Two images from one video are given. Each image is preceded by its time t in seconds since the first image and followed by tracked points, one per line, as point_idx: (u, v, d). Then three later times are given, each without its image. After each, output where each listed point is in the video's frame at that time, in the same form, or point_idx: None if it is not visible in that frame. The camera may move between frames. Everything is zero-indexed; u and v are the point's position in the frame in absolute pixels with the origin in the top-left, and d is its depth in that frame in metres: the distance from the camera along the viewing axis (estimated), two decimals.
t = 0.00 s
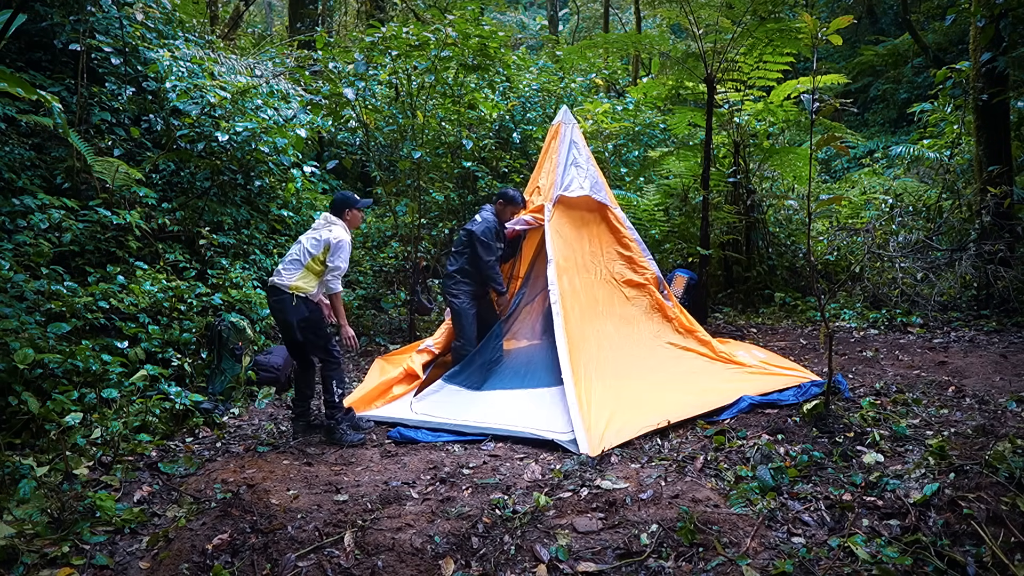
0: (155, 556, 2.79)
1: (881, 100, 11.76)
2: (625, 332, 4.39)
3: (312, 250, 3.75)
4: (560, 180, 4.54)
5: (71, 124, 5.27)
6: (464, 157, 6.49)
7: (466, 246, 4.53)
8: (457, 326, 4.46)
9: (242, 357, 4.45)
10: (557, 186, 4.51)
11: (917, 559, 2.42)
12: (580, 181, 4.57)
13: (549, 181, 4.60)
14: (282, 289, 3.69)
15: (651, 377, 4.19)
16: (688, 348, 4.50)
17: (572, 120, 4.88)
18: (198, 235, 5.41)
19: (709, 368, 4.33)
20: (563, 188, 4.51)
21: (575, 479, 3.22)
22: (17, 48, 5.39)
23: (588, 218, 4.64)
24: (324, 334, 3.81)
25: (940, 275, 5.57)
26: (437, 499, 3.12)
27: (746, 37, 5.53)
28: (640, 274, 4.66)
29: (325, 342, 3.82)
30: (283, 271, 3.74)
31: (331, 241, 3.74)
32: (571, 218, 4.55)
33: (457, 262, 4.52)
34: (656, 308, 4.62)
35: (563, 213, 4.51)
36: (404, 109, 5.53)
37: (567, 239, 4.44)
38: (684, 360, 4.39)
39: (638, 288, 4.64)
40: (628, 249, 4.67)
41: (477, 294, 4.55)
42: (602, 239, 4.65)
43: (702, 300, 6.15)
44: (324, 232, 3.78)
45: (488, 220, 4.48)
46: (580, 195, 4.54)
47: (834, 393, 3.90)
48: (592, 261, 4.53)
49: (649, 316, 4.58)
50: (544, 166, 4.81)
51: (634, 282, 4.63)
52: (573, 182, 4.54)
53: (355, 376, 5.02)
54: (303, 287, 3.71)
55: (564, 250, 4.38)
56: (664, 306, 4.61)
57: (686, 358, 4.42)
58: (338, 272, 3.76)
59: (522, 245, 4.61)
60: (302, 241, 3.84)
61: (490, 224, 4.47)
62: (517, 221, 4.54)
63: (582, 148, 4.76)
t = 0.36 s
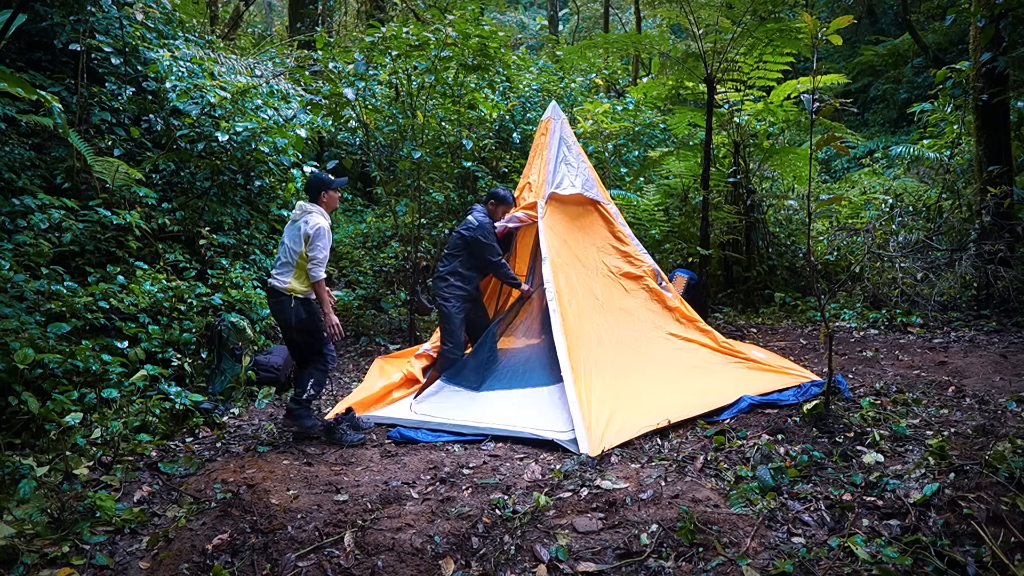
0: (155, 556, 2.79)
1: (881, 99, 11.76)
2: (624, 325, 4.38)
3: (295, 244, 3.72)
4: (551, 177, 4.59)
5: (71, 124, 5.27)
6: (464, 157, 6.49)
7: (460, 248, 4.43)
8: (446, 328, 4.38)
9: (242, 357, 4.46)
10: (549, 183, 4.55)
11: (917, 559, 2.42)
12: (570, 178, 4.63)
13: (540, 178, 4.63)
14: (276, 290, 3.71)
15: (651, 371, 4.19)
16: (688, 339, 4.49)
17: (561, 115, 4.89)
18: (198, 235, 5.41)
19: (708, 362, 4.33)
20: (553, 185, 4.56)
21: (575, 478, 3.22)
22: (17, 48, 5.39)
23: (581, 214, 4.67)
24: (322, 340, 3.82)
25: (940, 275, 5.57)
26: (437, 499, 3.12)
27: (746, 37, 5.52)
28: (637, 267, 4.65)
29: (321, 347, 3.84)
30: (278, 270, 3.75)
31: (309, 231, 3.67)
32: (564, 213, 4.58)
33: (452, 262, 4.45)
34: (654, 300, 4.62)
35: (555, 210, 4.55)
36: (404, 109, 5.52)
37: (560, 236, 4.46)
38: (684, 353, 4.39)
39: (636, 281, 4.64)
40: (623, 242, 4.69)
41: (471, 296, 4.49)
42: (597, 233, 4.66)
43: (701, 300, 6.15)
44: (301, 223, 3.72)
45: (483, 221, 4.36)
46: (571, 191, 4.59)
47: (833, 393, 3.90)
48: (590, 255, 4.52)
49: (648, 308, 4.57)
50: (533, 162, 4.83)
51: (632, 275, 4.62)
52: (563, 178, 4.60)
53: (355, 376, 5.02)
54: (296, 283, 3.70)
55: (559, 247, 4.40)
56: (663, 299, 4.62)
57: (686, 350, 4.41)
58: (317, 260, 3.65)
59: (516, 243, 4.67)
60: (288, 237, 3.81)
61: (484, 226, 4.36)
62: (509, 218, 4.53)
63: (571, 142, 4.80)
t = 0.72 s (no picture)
0: (155, 556, 2.79)
1: (881, 100, 11.77)
2: (623, 320, 4.36)
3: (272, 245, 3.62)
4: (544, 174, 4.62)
5: (71, 124, 5.27)
6: (464, 157, 6.49)
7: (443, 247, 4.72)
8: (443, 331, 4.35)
9: (242, 357, 4.44)
10: (542, 179, 4.57)
11: (917, 559, 2.42)
12: (562, 175, 4.69)
13: (532, 174, 4.64)
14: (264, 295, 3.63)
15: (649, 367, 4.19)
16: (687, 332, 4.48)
17: (551, 112, 4.92)
18: (198, 235, 5.41)
19: (706, 358, 4.32)
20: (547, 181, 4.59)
21: (575, 478, 3.22)
22: (17, 48, 5.39)
23: (575, 210, 4.69)
24: (293, 349, 3.67)
25: (940, 275, 5.56)
26: (437, 499, 3.12)
27: (746, 37, 5.52)
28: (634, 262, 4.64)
29: (287, 360, 3.69)
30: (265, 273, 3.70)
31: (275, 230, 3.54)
32: (558, 210, 4.59)
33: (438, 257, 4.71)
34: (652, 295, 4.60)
35: (549, 206, 4.55)
36: (404, 109, 5.52)
37: (557, 232, 4.45)
38: (682, 346, 4.38)
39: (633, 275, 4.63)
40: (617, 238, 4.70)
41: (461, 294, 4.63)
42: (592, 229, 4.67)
43: (701, 300, 6.14)
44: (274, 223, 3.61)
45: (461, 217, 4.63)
46: (564, 188, 4.65)
47: (834, 393, 3.90)
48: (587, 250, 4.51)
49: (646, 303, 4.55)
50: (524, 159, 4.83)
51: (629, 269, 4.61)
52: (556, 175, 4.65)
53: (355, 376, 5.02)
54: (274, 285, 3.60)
55: (555, 242, 4.39)
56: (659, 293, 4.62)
57: (684, 343, 4.41)
58: (295, 257, 3.51)
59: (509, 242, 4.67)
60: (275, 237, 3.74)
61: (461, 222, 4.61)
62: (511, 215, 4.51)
63: (560, 140, 4.87)
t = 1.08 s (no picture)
0: (155, 556, 2.79)
1: (881, 100, 11.77)
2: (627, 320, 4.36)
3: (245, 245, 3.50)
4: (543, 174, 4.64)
5: (71, 124, 5.27)
6: (464, 157, 6.48)
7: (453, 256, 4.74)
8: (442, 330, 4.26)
9: (242, 357, 4.40)
10: (542, 180, 4.61)
11: (917, 559, 2.42)
12: (562, 172, 4.67)
13: (534, 177, 4.67)
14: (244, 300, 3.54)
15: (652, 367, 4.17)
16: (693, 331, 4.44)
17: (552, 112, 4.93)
18: (198, 235, 5.41)
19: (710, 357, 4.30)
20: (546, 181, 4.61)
21: (575, 479, 3.22)
22: (17, 48, 5.39)
23: (579, 210, 4.69)
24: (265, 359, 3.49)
25: (940, 275, 5.56)
26: (437, 499, 3.12)
27: (746, 37, 5.52)
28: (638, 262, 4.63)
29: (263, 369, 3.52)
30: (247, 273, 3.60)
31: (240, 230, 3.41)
32: (559, 210, 4.61)
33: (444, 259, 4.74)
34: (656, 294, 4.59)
35: (551, 208, 4.59)
36: (404, 109, 5.52)
37: (557, 235, 4.49)
38: (688, 347, 4.35)
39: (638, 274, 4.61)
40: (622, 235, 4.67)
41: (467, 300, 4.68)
42: (595, 228, 4.67)
43: (702, 300, 6.14)
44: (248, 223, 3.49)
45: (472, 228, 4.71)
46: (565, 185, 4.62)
47: (834, 393, 3.89)
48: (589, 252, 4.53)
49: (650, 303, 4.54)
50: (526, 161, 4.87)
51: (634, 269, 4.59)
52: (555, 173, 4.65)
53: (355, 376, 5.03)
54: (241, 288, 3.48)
55: (556, 247, 4.43)
56: (665, 293, 4.59)
57: (690, 343, 4.38)
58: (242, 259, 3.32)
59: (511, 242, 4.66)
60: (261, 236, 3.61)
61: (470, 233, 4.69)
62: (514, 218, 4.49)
63: (561, 139, 4.85)
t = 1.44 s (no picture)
0: (155, 556, 2.79)
1: (881, 100, 11.78)
2: (625, 318, 4.33)
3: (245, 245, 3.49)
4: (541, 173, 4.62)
5: (71, 124, 5.27)
6: (464, 157, 6.47)
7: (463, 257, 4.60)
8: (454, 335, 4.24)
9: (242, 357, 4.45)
10: (541, 178, 4.58)
11: (917, 559, 2.42)
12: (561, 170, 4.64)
13: (531, 176, 4.66)
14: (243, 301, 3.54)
15: (653, 365, 4.15)
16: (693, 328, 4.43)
17: (549, 111, 4.95)
18: (198, 235, 5.41)
19: (710, 355, 4.28)
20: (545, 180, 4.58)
21: (575, 478, 3.22)
22: (17, 48, 5.39)
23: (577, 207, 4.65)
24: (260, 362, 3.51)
25: (940, 275, 5.56)
26: (437, 499, 3.12)
27: (746, 37, 5.52)
28: (637, 259, 4.59)
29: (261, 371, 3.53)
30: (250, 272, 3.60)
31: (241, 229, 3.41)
32: (558, 208, 4.57)
33: (449, 257, 4.60)
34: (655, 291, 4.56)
35: (551, 207, 4.55)
36: (404, 109, 5.53)
37: (557, 234, 4.46)
38: (688, 344, 4.34)
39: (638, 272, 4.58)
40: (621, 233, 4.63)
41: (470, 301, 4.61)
42: (595, 225, 4.63)
43: (701, 300, 6.14)
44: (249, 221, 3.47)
45: (484, 232, 4.59)
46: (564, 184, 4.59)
47: (833, 393, 3.90)
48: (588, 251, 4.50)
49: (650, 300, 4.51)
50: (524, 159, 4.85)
51: (634, 266, 4.56)
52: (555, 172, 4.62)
53: (355, 376, 5.03)
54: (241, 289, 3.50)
55: (555, 245, 4.39)
56: (664, 289, 4.56)
57: (691, 341, 4.36)
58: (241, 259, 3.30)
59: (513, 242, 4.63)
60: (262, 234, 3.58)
61: (482, 237, 4.58)
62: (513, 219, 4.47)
63: (558, 138, 4.84)
